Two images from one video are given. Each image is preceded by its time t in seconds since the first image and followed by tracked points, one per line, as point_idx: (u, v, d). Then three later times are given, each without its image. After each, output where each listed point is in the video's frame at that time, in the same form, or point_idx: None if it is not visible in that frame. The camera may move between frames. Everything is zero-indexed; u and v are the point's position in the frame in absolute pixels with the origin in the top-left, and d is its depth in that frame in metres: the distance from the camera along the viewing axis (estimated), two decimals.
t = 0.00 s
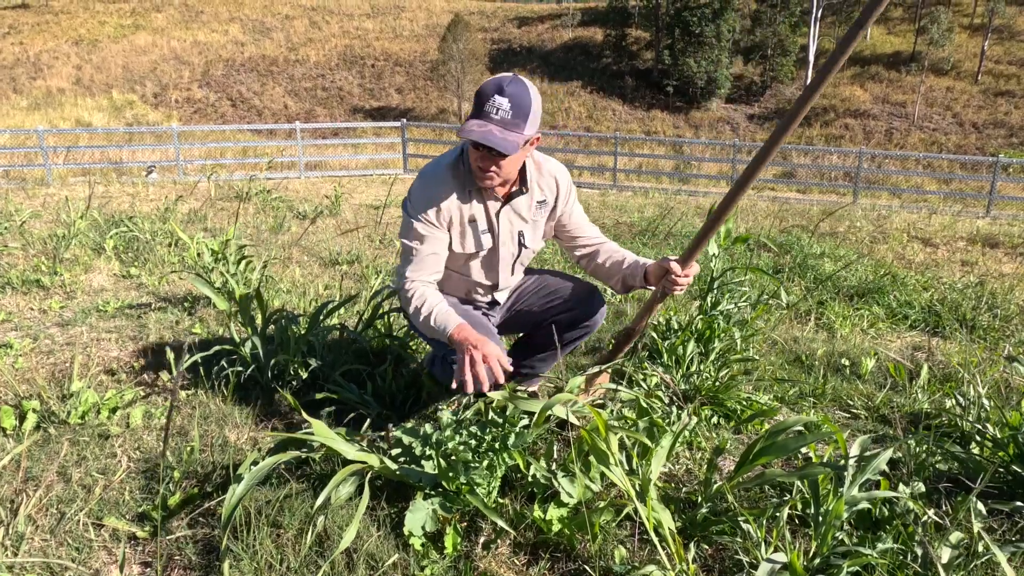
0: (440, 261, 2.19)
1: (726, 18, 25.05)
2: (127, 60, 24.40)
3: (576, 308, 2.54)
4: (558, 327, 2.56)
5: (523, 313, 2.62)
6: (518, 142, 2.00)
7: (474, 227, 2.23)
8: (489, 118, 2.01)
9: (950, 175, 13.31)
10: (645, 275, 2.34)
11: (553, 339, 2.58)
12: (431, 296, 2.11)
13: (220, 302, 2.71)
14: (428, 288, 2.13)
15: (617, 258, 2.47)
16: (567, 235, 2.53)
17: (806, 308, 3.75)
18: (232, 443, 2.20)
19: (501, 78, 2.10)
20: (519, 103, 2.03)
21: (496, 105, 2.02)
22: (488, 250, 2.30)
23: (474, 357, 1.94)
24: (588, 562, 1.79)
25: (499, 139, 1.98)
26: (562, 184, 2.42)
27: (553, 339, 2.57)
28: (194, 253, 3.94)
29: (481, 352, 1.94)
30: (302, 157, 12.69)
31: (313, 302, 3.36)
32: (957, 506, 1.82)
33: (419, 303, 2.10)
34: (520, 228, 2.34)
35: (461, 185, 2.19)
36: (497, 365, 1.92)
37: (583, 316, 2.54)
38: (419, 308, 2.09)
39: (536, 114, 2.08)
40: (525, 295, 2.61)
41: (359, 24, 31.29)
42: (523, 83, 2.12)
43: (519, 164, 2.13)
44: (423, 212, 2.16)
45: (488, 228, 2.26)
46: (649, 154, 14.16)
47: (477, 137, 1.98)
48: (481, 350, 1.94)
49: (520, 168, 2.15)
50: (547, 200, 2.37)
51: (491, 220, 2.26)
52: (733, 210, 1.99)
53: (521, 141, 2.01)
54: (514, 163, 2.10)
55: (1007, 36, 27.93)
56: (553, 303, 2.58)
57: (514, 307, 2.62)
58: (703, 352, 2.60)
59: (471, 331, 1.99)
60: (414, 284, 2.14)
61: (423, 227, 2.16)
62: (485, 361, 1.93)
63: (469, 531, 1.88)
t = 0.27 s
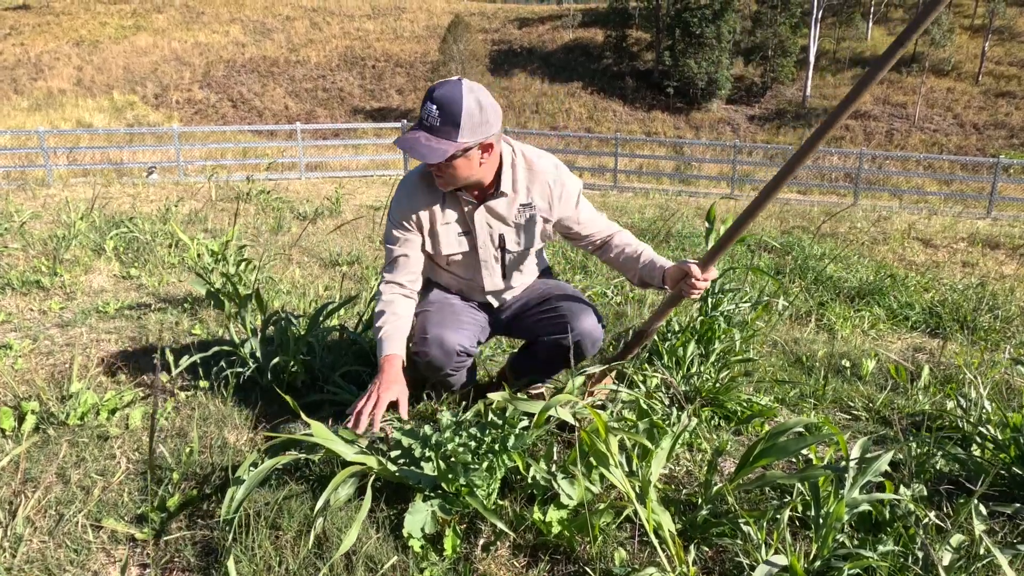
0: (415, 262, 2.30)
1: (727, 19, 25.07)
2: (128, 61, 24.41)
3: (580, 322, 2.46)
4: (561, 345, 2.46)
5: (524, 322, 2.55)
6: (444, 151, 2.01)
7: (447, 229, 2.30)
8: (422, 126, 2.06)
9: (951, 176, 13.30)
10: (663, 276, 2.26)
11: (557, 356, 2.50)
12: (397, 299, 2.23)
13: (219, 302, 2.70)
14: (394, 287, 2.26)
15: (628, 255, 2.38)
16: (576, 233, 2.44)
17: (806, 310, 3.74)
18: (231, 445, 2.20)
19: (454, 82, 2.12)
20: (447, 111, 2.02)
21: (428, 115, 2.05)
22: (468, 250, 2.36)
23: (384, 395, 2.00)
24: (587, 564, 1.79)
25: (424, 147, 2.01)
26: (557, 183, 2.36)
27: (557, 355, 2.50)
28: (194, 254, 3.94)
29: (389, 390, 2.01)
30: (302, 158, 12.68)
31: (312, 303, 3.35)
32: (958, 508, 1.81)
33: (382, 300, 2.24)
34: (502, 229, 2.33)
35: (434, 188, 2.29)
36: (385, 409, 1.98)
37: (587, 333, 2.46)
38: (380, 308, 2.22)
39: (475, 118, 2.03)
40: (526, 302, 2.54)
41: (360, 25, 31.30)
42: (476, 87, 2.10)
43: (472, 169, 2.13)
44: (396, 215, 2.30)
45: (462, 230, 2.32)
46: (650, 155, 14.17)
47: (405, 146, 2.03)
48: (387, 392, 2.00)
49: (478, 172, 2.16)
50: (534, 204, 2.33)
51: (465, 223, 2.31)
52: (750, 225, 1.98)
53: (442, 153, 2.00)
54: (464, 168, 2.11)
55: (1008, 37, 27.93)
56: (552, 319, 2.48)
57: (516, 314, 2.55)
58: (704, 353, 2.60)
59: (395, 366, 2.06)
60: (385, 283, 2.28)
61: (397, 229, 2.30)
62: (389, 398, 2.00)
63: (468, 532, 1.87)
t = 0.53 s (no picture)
0: (403, 253, 2.33)
1: (727, 20, 25.08)
2: (129, 62, 24.41)
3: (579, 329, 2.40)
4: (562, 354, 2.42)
5: (525, 328, 2.53)
6: (412, 149, 2.01)
7: (436, 223, 2.34)
8: (398, 123, 2.09)
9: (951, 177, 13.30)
10: (661, 281, 2.22)
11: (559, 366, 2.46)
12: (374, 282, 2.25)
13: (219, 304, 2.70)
14: (377, 272, 2.28)
15: (627, 252, 2.33)
16: (575, 227, 2.39)
17: (807, 310, 3.74)
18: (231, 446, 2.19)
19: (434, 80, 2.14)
20: (416, 109, 2.03)
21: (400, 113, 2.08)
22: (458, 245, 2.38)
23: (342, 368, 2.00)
24: (588, 565, 1.78)
25: (393, 147, 2.03)
26: (547, 177, 2.34)
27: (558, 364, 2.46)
28: (193, 255, 3.93)
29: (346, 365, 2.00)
30: (302, 158, 12.68)
31: (312, 304, 3.35)
32: (960, 510, 1.80)
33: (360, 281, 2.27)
34: (491, 224, 2.34)
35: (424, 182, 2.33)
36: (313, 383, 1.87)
37: (587, 341, 2.41)
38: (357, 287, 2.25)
39: (443, 115, 2.03)
40: (526, 307, 2.51)
41: (361, 26, 31.32)
42: (453, 83, 2.10)
43: (450, 165, 2.14)
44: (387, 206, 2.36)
45: (450, 224, 2.34)
46: (651, 156, 14.17)
47: (378, 144, 2.07)
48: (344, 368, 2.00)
49: (458, 168, 2.17)
50: (524, 198, 2.33)
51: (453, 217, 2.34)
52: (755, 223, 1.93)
53: (407, 153, 2.01)
54: (441, 164, 2.12)
55: (1009, 37, 27.94)
56: (552, 328, 2.44)
57: (516, 319, 2.53)
58: (704, 354, 2.59)
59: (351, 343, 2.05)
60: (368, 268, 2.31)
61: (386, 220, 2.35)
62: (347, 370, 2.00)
63: (468, 534, 1.86)
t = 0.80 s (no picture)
0: (408, 250, 2.32)
1: (727, 21, 25.12)
2: (129, 63, 24.44)
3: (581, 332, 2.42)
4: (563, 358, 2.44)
5: (525, 330, 2.54)
6: (419, 145, 2.03)
7: (440, 221, 2.33)
8: (405, 118, 2.10)
9: (952, 178, 13.31)
10: (657, 287, 2.24)
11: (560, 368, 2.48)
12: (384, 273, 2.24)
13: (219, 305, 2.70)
14: (386, 266, 2.28)
15: (628, 255, 2.35)
16: (575, 228, 2.41)
17: (808, 311, 3.74)
18: (232, 447, 2.19)
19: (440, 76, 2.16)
20: (424, 104, 2.05)
21: (407, 107, 2.10)
22: (460, 245, 2.36)
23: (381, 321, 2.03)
24: (589, 567, 1.78)
25: (399, 141, 2.04)
26: (551, 177, 2.34)
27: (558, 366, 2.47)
28: (194, 256, 3.94)
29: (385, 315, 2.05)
30: (303, 159, 12.69)
31: (313, 305, 3.36)
32: (964, 512, 1.80)
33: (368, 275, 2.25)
34: (494, 225, 2.34)
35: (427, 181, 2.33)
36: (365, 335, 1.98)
37: (589, 344, 2.43)
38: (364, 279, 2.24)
39: (451, 109, 2.04)
40: (526, 309, 2.50)
41: (361, 27, 31.35)
42: (460, 79, 2.12)
43: (455, 161, 2.14)
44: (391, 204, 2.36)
45: (454, 223, 2.33)
46: (651, 157, 14.18)
47: (384, 137, 2.09)
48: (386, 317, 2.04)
49: (464, 165, 2.17)
50: (527, 197, 2.33)
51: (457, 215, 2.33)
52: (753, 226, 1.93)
53: (416, 146, 2.02)
54: (448, 160, 2.12)
55: (1009, 39, 27.96)
56: (553, 330, 2.46)
57: (516, 321, 2.52)
58: (706, 355, 2.59)
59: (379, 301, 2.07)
60: (375, 264, 2.30)
61: (391, 217, 2.35)
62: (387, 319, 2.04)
63: (469, 536, 1.86)
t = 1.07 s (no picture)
0: (426, 259, 2.28)
1: (727, 22, 25.15)
2: (130, 63, 24.45)
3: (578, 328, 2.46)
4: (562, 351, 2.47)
5: (523, 329, 2.55)
6: (450, 140, 2.03)
7: (450, 228, 2.29)
8: (429, 115, 2.08)
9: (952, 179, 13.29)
10: (660, 286, 2.27)
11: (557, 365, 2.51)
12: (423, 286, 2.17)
13: (220, 306, 2.70)
14: (418, 279, 2.21)
15: (629, 262, 2.38)
16: (576, 237, 2.46)
17: (809, 312, 3.74)
18: (232, 447, 2.19)
19: (457, 76, 2.16)
20: (454, 100, 2.05)
21: (435, 103, 2.07)
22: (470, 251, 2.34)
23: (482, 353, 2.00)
24: (591, 567, 1.78)
25: (429, 136, 2.03)
26: (558, 185, 2.36)
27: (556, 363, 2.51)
28: (195, 256, 3.95)
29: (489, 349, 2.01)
30: (303, 160, 12.69)
31: (314, 305, 3.35)
32: (964, 513, 1.80)
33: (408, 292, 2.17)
34: (502, 230, 2.33)
35: (436, 187, 2.28)
36: (505, 367, 1.99)
37: (587, 341, 2.46)
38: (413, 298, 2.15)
39: (479, 108, 2.06)
40: (524, 309, 2.52)
41: (362, 28, 31.37)
42: (479, 81, 2.14)
43: (475, 163, 2.14)
44: (406, 210, 2.28)
45: (466, 229, 2.31)
46: (651, 158, 14.18)
47: (414, 133, 2.04)
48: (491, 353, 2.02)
49: (482, 168, 2.17)
50: (535, 204, 2.34)
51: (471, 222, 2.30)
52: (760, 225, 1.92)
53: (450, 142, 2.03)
54: (469, 161, 2.11)
55: (1009, 40, 27.97)
56: (550, 327, 2.49)
57: (513, 320, 2.54)
58: (706, 356, 2.59)
59: (470, 326, 2.03)
60: (403, 275, 2.21)
61: (410, 224, 2.27)
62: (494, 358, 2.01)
63: (470, 536, 1.86)
